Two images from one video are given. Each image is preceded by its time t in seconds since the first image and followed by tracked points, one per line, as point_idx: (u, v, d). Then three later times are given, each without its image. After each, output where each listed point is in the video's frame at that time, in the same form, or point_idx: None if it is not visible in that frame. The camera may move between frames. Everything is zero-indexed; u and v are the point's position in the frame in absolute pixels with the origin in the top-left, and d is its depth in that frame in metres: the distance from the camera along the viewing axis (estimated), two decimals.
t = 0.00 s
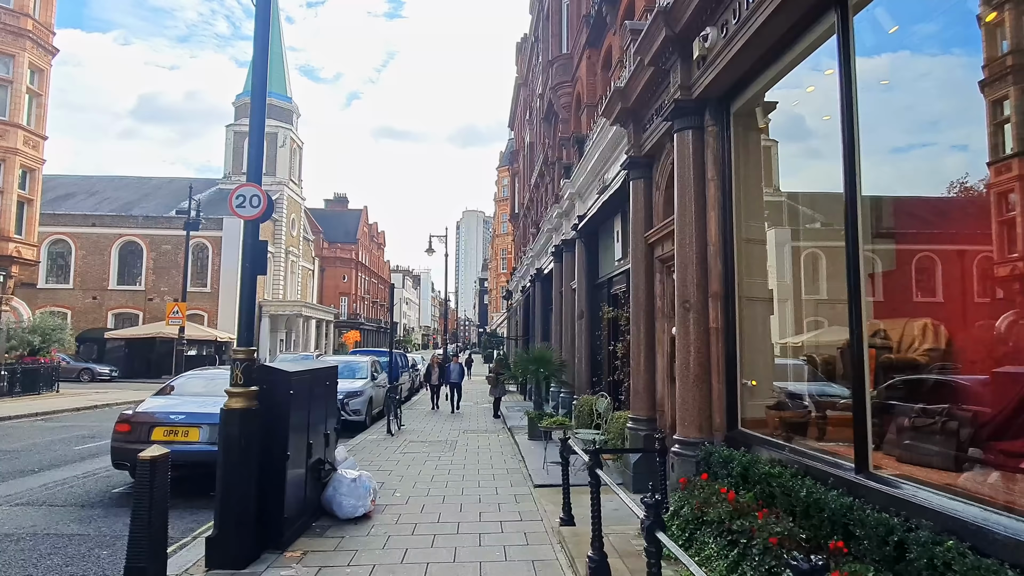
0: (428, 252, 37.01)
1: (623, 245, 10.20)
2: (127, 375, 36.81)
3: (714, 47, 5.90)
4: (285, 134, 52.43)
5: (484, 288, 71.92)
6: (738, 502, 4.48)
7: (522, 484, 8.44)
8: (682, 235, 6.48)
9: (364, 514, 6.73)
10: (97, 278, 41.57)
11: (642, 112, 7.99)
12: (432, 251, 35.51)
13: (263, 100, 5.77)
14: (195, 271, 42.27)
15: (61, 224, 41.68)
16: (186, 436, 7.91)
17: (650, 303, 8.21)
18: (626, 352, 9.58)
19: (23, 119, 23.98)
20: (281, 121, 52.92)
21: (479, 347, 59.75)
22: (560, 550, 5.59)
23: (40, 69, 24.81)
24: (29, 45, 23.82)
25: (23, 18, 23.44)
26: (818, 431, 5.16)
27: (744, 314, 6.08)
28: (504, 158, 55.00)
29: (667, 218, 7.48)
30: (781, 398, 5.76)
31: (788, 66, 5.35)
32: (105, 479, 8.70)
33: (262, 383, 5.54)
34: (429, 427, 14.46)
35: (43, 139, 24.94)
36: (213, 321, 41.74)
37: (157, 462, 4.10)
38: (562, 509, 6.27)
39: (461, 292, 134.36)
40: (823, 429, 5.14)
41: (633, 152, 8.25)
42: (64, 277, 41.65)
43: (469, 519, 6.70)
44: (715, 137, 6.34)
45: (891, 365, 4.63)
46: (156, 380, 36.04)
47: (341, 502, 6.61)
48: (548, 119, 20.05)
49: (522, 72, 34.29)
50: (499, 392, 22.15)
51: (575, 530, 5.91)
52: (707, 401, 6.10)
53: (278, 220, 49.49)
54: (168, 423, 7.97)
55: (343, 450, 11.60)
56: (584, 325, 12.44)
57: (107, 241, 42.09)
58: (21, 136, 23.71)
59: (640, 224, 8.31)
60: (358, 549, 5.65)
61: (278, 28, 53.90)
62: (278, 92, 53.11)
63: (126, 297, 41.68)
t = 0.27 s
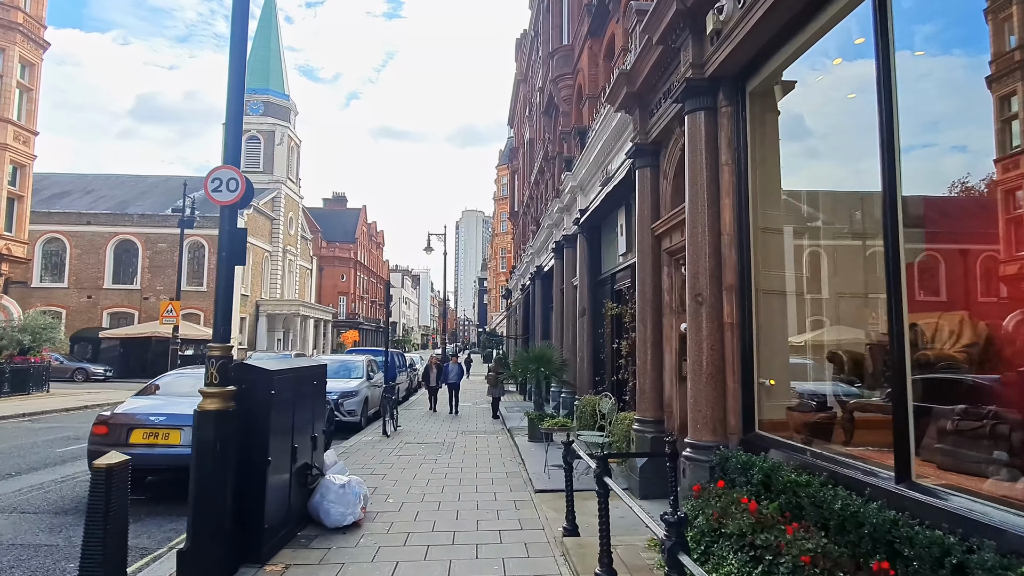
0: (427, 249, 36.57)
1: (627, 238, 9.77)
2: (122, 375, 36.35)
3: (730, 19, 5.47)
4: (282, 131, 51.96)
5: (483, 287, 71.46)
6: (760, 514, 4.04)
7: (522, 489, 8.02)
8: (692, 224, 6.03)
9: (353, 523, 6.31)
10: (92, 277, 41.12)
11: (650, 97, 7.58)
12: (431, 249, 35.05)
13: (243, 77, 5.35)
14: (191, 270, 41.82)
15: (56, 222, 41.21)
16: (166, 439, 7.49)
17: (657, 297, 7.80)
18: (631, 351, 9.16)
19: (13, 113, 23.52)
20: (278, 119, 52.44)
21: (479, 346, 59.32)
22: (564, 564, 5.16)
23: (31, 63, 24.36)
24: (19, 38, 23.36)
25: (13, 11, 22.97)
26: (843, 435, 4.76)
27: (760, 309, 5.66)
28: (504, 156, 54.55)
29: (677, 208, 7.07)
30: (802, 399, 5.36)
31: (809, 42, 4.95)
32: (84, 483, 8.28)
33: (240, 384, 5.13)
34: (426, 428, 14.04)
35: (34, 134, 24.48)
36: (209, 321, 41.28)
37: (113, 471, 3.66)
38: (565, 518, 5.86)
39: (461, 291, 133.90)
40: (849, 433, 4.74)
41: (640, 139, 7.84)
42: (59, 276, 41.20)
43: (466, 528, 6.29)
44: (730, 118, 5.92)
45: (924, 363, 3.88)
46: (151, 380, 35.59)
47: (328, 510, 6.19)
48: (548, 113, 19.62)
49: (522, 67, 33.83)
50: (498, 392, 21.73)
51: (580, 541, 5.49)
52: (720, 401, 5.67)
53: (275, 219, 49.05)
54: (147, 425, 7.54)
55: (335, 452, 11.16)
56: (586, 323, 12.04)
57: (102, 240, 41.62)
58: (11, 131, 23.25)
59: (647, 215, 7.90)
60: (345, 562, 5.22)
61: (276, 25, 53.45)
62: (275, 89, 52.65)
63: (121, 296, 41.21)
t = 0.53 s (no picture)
0: (426, 248, 36.11)
1: (633, 234, 9.36)
2: (117, 375, 35.90)
3: None
4: (280, 129, 51.48)
5: (483, 286, 71.03)
6: (788, 536, 3.60)
7: (522, 497, 7.60)
8: (705, 216, 5.59)
9: (341, 537, 5.88)
10: (87, 276, 40.65)
11: (658, 83, 7.17)
12: (429, 248, 34.64)
13: (215, 55, 4.90)
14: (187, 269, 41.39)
15: (50, 220, 40.78)
16: (144, 445, 7.07)
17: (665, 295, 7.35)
18: (637, 351, 8.75)
19: (3, 109, 23.09)
20: (276, 117, 52.01)
21: (478, 346, 58.95)
22: None
23: (21, 58, 23.94)
24: (9, 32, 22.92)
25: (3, 4, 22.54)
26: (875, 446, 4.38)
27: (780, 308, 5.24)
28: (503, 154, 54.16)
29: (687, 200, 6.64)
30: (825, 405, 4.97)
31: (832, 22, 4.56)
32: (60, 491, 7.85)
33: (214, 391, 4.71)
34: (423, 431, 13.62)
35: (24, 130, 24.04)
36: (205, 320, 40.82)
37: (58, 491, 3.52)
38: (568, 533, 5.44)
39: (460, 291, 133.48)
40: (881, 444, 4.36)
41: (647, 129, 7.41)
42: (53, 275, 40.74)
43: (463, 542, 5.87)
44: (747, 103, 5.48)
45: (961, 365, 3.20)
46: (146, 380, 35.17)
47: (313, 524, 5.76)
48: (549, 108, 19.19)
49: (521, 64, 33.40)
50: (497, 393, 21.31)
51: (586, 560, 5.07)
52: (736, 406, 5.25)
53: (273, 217, 48.62)
54: (125, 431, 7.11)
55: (326, 457, 10.72)
56: (588, 322, 11.64)
57: (97, 239, 41.18)
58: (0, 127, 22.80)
59: (654, 209, 7.47)
60: None
61: (273, 23, 53.01)
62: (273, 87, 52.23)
63: (116, 296, 40.76)
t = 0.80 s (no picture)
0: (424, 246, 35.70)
1: (639, 225, 8.96)
2: (112, 374, 35.46)
3: None
4: (277, 127, 51.06)
5: (482, 285, 70.62)
6: (826, 548, 3.18)
7: (524, 502, 7.17)
8: (723, 199, 5.15)
9: (330, 546, 5.45)
10: (82, 275, 40.15)
11: (669, 62, 6.75)
12: (428, 245, 34.18)
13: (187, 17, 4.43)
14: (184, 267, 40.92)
15: (45, 218, 40.34)
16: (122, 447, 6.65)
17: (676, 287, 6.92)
18: (645, 348, 8.33)
19: None
20: (273, 114, 51.55)
21: (478, 345, 58.51)
22: None
23: (12, 52, 23.52)
24: None
25: None
26: (916, 449, 3.98)
27: (806, 298, 4.82)
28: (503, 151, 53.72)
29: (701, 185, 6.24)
30: (857, 404, 4.57)
31: None
32: (35, 495, 7.39)
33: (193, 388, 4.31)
34: (421, 432, 13.18)
35: (16, 125, 23.62)
36: (202, 319, 40.41)
37: None
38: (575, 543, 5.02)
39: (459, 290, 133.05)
40: (923, 447, 3.96)
41: (657, 112, 7.00)
42: (48, 273, 40.30)
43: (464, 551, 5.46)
44: (768, 75, 5.04)
45: None
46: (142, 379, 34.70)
47: (300, 533, 5.33)
48: (549, 100, 18.78)
49: (521, 59, 32.95)
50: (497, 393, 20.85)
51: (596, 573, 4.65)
52: (758, 405, 4.81)
53: (270, 215, 48.17)
54: (102, 432, 6.69)
55: (318, 459, 10.26)
56: (592, 319, 11.22)
57: (92, 237, 40.74)
58: None
59: (664, 196, 7.04)
60: None
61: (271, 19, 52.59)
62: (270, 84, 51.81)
63: (112, 294, 40.27)
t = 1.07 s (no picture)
0: (423, 244, 35.27)
1: (646, 219, 8.54)
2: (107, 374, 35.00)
3: None
4: (275, 124, 50.61)
5: (481, 284, 70.21)
6: None
7: (524, 512, 6.75)
8: (743, 186, 4.72)
9: (316, 564, 5.02)
10: (77, 273, 39.66)
11: (680, 42, 6.33)
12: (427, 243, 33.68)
13: None
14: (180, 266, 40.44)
15: (40, 216, 39.86)
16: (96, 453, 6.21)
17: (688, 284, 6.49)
18: (654, 348, 7.93)
19: None
20: (271, 111, 51.08)
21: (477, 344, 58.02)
22: None
23: (3, 45, 23.07)
24: None
25: None
26: (965, 462, 3.55)
27: (836, 294, 4.40)
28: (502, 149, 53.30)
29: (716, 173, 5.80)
30: (892, 411, 4.13)
31: None
32: (3, 506, 6.93)
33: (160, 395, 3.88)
34: (417, 435, 12.72)
35: (6, 119, 23.18)
36: (199, 318, 39.97)
37: None
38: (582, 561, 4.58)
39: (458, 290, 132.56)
40: (973, 460, 3.53)
41: (667, 97, 6.58)
42: (42, 272, 39.81)
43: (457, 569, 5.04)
44: (793, 50, 4.61)
45: None
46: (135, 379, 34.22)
47: (282, 551, 4.90)
48: (550, 93, 18.35)
49: (521, 54, 32.46)
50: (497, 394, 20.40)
51: None
52: (783, 412, 4.38)
53: (267, 214, 47.70)
54: (74, 437, 6.25)
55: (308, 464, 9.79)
56: (596, 318, 10.78)
57: (87, 235, 40.27)
58: None
59: (674, 186, 6.60)
60: None
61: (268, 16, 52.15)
62: (268, 81, 51.36)
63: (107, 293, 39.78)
